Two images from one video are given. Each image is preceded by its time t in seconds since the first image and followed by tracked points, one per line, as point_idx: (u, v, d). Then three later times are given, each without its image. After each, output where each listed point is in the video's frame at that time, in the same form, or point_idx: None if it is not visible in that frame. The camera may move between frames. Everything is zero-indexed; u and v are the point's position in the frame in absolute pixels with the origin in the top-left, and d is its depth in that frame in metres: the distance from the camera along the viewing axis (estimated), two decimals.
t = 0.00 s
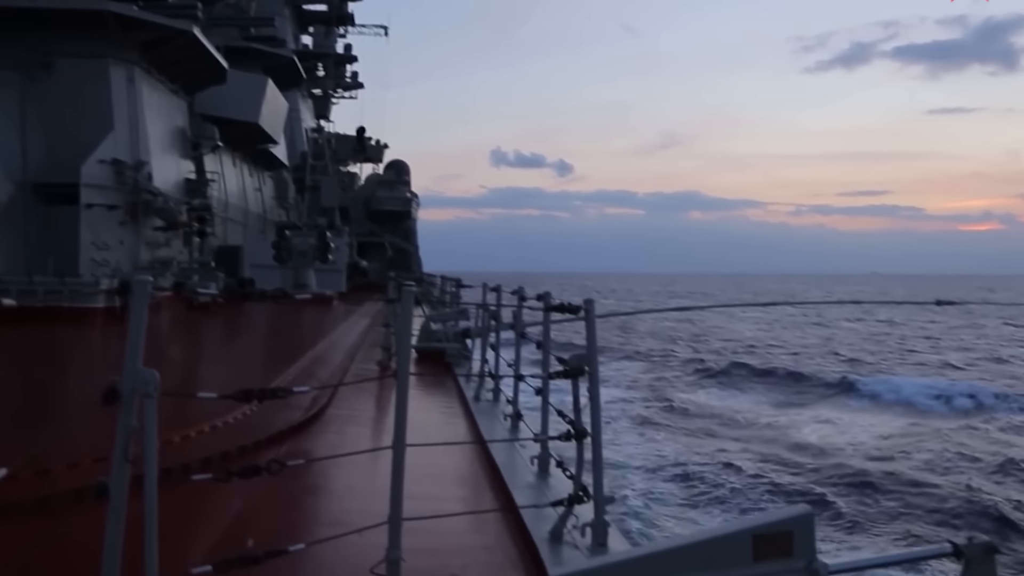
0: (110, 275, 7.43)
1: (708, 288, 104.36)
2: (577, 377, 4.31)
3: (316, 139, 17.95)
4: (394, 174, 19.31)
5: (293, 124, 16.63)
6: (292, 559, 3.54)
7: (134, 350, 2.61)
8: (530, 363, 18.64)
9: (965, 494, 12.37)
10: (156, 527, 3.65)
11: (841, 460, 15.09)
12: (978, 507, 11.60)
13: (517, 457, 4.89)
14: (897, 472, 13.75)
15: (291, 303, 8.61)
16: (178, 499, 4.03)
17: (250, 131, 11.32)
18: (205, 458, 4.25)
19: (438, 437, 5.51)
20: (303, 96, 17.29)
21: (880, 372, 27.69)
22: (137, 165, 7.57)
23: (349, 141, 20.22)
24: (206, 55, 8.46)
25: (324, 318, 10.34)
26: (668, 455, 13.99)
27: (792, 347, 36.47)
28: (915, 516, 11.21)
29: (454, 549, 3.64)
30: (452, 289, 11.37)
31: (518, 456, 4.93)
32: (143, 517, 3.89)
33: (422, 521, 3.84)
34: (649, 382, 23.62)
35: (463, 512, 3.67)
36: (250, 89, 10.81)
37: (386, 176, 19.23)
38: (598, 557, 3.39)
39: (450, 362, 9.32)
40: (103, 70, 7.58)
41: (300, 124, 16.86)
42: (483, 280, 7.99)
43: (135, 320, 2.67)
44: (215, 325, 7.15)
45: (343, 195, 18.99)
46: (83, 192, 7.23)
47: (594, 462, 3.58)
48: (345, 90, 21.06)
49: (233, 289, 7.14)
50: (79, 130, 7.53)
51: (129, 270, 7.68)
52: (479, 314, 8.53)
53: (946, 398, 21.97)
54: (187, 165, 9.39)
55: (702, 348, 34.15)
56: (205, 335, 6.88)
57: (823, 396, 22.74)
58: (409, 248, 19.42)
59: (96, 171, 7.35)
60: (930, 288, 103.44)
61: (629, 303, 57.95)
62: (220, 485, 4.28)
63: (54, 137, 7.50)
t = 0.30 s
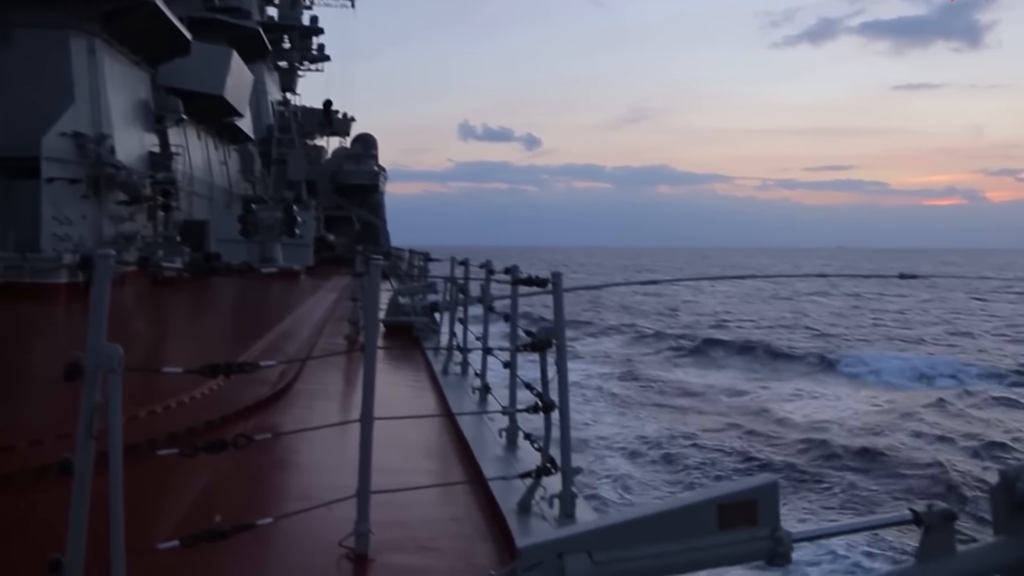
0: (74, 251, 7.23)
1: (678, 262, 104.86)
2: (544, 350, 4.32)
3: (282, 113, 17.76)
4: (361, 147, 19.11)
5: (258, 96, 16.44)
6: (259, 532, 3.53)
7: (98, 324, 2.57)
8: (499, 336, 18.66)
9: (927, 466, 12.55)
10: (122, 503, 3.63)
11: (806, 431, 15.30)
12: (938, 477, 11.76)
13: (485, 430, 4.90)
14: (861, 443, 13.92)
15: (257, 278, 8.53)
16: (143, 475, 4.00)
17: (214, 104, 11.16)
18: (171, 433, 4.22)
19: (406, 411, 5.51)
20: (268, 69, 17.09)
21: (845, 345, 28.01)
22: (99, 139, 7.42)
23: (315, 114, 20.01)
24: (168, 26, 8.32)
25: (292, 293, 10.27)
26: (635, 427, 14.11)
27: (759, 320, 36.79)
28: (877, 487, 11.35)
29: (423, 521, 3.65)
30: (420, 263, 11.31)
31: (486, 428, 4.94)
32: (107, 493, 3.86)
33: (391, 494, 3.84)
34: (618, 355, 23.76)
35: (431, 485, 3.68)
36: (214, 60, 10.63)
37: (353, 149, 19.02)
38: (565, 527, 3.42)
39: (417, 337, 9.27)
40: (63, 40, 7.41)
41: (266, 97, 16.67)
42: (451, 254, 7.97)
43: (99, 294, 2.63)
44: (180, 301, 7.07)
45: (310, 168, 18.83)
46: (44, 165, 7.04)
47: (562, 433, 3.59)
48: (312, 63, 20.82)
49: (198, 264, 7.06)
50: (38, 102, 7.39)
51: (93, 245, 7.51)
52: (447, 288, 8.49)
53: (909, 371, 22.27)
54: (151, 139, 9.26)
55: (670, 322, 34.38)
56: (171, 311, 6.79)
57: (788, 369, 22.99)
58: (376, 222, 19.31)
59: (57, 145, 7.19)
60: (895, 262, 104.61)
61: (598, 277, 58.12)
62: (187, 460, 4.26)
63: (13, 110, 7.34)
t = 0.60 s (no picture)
0: (41, 229, 7.08)
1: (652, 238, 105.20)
2: (517, 326, 4.32)
3: (253, 88, 17.58)
4: (333, 123, 18.87)
5: (228, 71, 16.24)
6: (232, 510, 3.53)
7: (64, 301, 2.54)
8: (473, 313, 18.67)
9: (894, 440, 12.71)
10: (93, 481, 3.61)
11: (778, 405, 15.46)
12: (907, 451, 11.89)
13: (458, 406, 4.90)
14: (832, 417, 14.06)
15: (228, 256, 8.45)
16: (114, 453, 3.98)
17: (182, 80, 11.01)
18: (142, 411, 4.20)
19: (379, 388, 5.51)
20: (238, 44, 16.88)
21: (816, 322, 28.25)
22: (65, 115, 7.27)
23: (287, 90, 19.82)
24: None
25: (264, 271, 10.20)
26: (608, 402, 14.20)
27: (733, 296, 37.01)
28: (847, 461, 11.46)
29: (396, 497, 3.65)
30: (393, 239, 11.25)
31: (460, 405, 4.95)
32: (78, 472, 3.84)
33: (364, 471, 3.84)
34: (591, 331, 23.86)
35: (404, 461, 3.69)
36: (182, 35, 10.46)
37: (325, 126, 18.74)
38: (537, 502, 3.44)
39: (391, 314, 9.25)
40: (27, 14, 7.25)
41: (235, 73, 16.49)
42: (423, 230, 7.93)
43: (64, 272, 2.59)
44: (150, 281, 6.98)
45: (281, 144, 18.68)
46: (10, 141, 6.88)
47: (535, 408, 3.60)
48: (283, 38, 20.59)
49: (168, 242, 6.96)
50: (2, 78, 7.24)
51: (60, 223, 7.39)
52: (420, 265, 8.46)
53: (879, 347, 22.50)
54: (118, 116, 9.13)
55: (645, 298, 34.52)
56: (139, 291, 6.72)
57: (760, 345, 23.18)
58: (349, 199, 19.19)
59: (22, 120, 7.05)
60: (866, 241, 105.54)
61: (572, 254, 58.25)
62: (159, 438, 4.24)
63: None
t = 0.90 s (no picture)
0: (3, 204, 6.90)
1: (624, 213, 105.37)
2: (487, 300, 4.32)
3: (220, 60, 17.33)
4: (301, 96, 18.70)
5: (194, 43, 16.00)
6: (202, 485, 3.51)
7: (26, 276, 2.48)
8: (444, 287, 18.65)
9: (861, 411, 12.89)
10: (60, 459, 3.57)
11: (747, 376, 15.60)
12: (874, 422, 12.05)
13: (429, 379, 4.91)
14: (800, 389, 14.20)
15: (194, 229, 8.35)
16: (80, 429, 3.95)
17: (147, 51, 10.81)
18: (109, 387, 4.14)
19: (349, 362, 5.49)
20: (204, 15, 16.60)
21: (785, 295, 28.48)
22: (26, 88, 7.06)
23: (254, 62, 19.55)
24: None
25: (232, 245, 10.09)
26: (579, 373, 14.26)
27: (704, 271, 37.20)
28: (815, 433, 11.59)
29: (366, 471, 3.65)
30: (363, 213, 11.16)
31: (430, 378, 4.95)
32: (44, 450, 3.80)
33: (335, 444, 3.84)
34: (562, 304, 23.91)
35: (374, 435, 3.68)
36: (147, 5, 10.24)
37: (293, 99, 18.60)
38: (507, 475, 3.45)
39: (361, 288, 9.21)
40: None
41: (201, 44, 16.24)
42: (393, 204, 7.88)
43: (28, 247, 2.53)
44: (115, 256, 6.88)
45: (249, 118, 18.49)
46: None
47: (505, 381, 3.61)
48: (250, 9, 20.29)
49: (134, 216, 6.86)
50: None
51: (23, 197, 7.24)
52: (390, 239, 8.41)
53: (846, 321, 22.73)
54: (82, 88, 8.95)
55: (616, 272, 34.62)
56: (105, 267, 6.62)
57: (729, 318, 23.36)
58: (318, 173, 19.04)
59: None
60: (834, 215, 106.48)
61: (543, 228, 58.28)
62: (126, 414, 4.20)
63: None
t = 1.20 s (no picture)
0: None
1: (601, 191, 105.37)
2: (463, 277, 4.30)
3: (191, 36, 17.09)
4: (275, 72, 18.50)
5: (165, 19, 15.76)
6: (177, 464, 3.50)
7: None
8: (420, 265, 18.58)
9: (837, 386, 12.97)
10: (33, 439, 3.54)
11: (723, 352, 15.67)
12: (849, 396, 12.12)
13: (405, 357, 4.90)
14: (777, 364, 14.27)
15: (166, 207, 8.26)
16: (52, 409, 3.91)
17: (116, 27, 10.63)
18: (80, 367, 4.10)
19: (325, 340, 5.47)
20: None
21: (761, 273, 28.61)
22: None
23: (227, 38, 19.30)
24: None
25: (204, 223, 10.00)
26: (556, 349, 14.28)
27: (680, 249, 37.27)
28: (791, 407, 11.66)
29: (343, 449, 3.65)
30: (337, 190, 11.07)
31: (406, 356, 4.94)
32: (15, 430, 3.76)
33: (311, 422, 3.83)
34: (539, 282, 23.91)
35: (351, 413, 3.68)
36: None
37: (266, 76, 18.40)
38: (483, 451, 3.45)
39: (336, 266, 9.15)
40: None
41: (171, 20, 15.99)
42: (368, 181, 7.81)
43: None
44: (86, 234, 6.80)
45: (222, 95, 18.28)
46: None
47: (481, 358, 3.61)
48: None
49: (105, 193, 6.77)
50: None
51: None
52: (365, 216, 8.34)
53: (822, 298, 22.85)
54: (49, 64, 8.80)
55: (593, 249, 34.66)
56: (76, 246, 6.54)
57: (705, 296, 23.43)
58: (292, 150, 18.88)
59: None
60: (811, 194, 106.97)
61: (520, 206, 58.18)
62: (99, 393, 4.16)
63: None
